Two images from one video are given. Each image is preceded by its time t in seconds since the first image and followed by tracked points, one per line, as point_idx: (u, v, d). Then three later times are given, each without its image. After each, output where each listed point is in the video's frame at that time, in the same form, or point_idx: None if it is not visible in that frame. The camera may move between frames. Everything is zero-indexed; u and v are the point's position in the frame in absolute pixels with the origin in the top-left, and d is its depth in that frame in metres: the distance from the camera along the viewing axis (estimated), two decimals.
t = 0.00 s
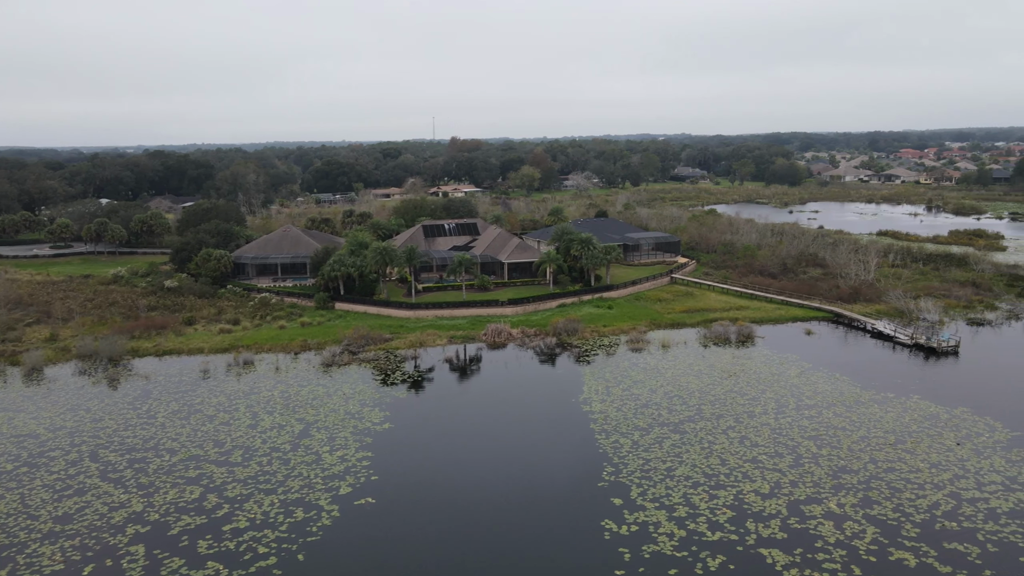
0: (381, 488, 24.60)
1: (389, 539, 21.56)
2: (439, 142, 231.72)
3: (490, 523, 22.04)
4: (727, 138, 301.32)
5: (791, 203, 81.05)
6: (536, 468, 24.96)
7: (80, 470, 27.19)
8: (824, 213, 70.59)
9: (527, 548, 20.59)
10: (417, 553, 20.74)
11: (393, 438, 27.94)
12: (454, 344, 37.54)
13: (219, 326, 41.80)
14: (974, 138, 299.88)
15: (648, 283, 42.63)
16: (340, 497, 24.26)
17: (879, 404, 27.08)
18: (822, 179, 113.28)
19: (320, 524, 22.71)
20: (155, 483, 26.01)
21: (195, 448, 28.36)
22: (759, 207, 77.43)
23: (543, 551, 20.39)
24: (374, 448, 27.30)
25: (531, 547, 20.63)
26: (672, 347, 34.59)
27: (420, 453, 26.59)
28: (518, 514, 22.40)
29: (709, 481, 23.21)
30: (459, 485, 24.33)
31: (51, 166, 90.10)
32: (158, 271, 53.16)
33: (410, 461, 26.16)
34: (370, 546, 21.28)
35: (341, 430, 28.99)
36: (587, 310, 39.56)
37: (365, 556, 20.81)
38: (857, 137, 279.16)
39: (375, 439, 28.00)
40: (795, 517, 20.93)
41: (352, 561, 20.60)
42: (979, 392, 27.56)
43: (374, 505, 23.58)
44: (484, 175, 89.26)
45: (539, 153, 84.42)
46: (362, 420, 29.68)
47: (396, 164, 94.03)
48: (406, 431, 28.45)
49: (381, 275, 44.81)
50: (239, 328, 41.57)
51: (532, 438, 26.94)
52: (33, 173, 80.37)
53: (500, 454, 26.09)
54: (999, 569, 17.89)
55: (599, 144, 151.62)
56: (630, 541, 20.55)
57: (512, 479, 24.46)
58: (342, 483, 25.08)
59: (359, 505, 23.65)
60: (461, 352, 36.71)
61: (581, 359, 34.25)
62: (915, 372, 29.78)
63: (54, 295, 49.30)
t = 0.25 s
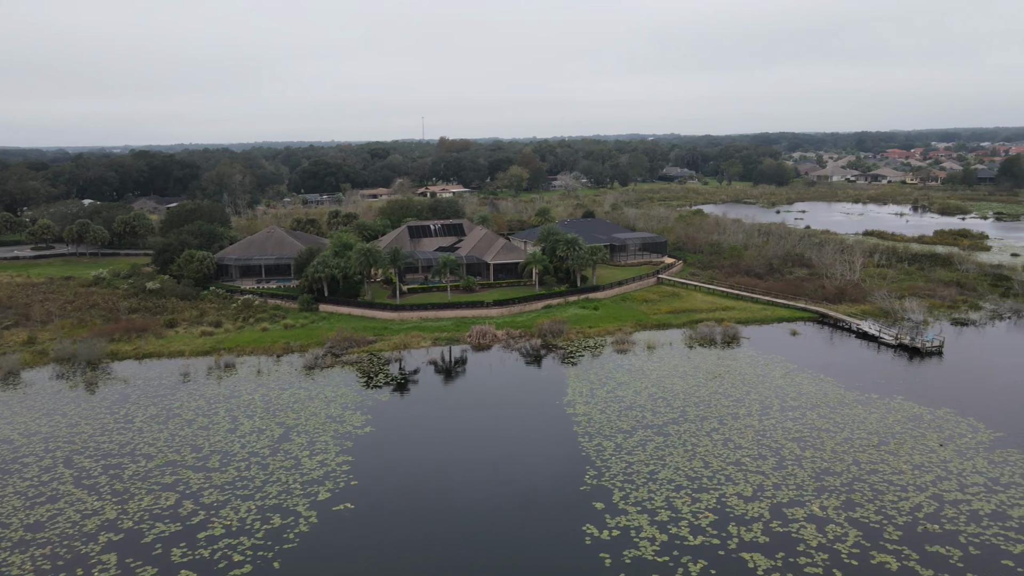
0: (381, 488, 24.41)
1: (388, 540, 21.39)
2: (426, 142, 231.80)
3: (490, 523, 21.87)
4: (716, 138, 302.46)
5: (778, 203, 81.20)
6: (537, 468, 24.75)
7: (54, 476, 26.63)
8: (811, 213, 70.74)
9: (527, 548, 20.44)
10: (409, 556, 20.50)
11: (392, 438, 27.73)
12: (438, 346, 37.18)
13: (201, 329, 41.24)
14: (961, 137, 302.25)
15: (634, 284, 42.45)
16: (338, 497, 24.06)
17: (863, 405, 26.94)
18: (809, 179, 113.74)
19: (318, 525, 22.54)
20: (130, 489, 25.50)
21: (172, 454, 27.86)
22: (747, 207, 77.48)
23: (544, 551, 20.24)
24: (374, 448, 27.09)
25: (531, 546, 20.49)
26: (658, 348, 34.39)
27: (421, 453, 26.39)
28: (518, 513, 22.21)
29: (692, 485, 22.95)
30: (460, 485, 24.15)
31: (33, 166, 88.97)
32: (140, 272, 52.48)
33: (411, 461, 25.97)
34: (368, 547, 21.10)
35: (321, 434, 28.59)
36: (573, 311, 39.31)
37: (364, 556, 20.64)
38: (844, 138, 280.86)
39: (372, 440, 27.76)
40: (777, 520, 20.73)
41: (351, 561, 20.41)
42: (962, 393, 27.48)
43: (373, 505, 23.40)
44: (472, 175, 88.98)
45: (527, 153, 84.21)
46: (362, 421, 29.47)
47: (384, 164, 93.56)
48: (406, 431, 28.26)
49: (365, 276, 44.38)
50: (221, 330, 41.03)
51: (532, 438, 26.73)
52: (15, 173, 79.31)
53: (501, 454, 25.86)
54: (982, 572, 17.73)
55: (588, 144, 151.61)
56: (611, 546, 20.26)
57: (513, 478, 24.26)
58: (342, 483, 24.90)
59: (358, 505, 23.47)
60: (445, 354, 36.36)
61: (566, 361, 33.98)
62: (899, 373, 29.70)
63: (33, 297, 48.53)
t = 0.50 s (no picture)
0: (380, 488, 24.25)
1: (386, 541, 21.22)
2: (416, 142, 231.19)
3: (489, 524, 21.69)
4: (705, 138, 303.61)
5: (766, 203, 81.36)
6: (537, 468, 24.56)
7: (26, 483, 26.05)
8: (798, 213, 70.89)
9: (526, 548, 20.26)
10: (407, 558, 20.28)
11: (391, 439, 27.55)
12: (423, 348, 36.81)
13: (182, 331, 40.66)
14: (944, 138, 305.92)
15: (620, 284, 42.25)
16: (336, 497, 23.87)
17: (847, 406, 26.83)
18: (797, 179, 114.16)
19: (317, 525, 22.37)
20: (104, 496, 24.97)
21: (149, 459, 27.36)
22: (735, 207, 77.58)
23: (533, 553, 20.04)
24: (372, 448, 26.94)
25: (521, 549, 20.27)
26: (643, 349, 34.18)
27: (420, 453, 26.22)
28: (510, 514, 22.01)
29: (675, 488, 22.71)
30: (460, 484, 23.99)
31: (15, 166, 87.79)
32: (122, 274, 51.76)
33: (410, 461, 25.79)
34: (367, 547, 20.96)
35: (301, 438, 28.17)
36: (558, 312, 39.05)
37: (363, 556, 20.52)
38: (832, 138, 282.57)
39: (363, 441, 27.53)
40: (760, 524, 20.52)
41: (349, 563, 20.24)
42: (946, 394, 27.37)
43: (371, 505, 23.24)
44: (460, 175, 88.67)
45: (515, 153, 83.96)
46: (360, 421, 29.31)
47: (372, 164, 93.05)
48: (405, 431, 28.08)
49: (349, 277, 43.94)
50: (202, 332, 40.48)
51: (525, 439, 26.52)
52: None
53: (501, 454, 25.64)
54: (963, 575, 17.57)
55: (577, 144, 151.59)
56: (591, 551, 19.95)
57: (513, 478, 24.06)
58: (341, 483, 24.75)
59: (357, 506, 23.31)
60: (429, 356, 36.00)
61: (550, 362, 33.71)
62: (884, 373, 29.63)
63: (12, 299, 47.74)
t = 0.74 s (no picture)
0: (380, 487, 24.07)
1: (380, 541, 21.02)
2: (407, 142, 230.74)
3: (489, 524, 21.51)
4: (696, 138, 304.52)
5: (757, 203, 81.47)
6: (533, 468, 24.39)
7: (5, 488, 25.60)
8: (788, 213, 71.00)
9: (511, 551, 20.04)
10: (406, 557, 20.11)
11: (392, 439, 27.39)
12: (410, 349, 36.54)
13: (168, 333, 40.23)
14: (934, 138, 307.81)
15: (609, 285, 42.10)
16: (336, 497, 23.70)
17: (834, 407, 26.72)
18: (787, 179, 114.50)
19: (317, 524, 22.22)
20: (84, 502, 24.56)
21: (130, 464, 26.98)
22: (726, 207, 77.65)
23: (518, 556, 19.81)
24: (373, 448, 26.77)
25: (505, 552, 20.04)
26: (631, 350, 34.01)
27: (421, 453, 26.04)
28: (500, 515, 21.86)
29: (661, 490, 22.52)
30: (462, 484, 23.82)
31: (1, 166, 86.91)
32: (108, 275, 51.22)
33: (411, 461, 25.61)
34: (367, 547, 20.78)
35: (285, 442, 27.84)
36: (547, 313, 38.85)
37: (363, 556, 20.36)
38: (822, 138, 283.96)
39: (352, 444, 27.27)
40: (746, 526, 20.35)
41: (348, 562, 20.07)
42: (934, 394, 27.30)
43: (372, 504, 23.09)
44: (451, 175, 88.42)
45: (506, 154, 83.78)
46: (359, 421, 29.13)
47: (362, 165, 92.67)
48: (406, 431, 27.90)
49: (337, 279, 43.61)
50: (188, 335, 40.07)
51: (518, 439, 26.40)
52: None
53: (494, 454, 25.50)
54: None
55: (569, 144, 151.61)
56: (577, 555, 19.71)
57: (509, 479, 23.88)
58: (341, 482, 24.58)
59: (357, 505, 23.14)
60: (417, 357, 35.73)
61: (539, 364, 33.50)
62: (872, 373, 29.58)
63: None
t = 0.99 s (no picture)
0: (379, 487, 23.91)
1: (372, 543, 20.81)
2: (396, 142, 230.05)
3: (481, 523, 21.43)
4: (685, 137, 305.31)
5: (744, 203, 81.61)
6: (526, 468, 24.26)
7: None
8: (774, 213, 71.11)
9: (490, 557, 19.74)
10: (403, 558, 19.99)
11: (391, 439, 27.20)
12: (393, 351, 36.16)
13: (148, 336, 39.63)
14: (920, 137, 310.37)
15: (595, 285, 41.87)
16: (334, 497, 23.53)
17: (818, 408, 26.59)
18: (775, 179, 114.86)
19: (317, 524, 22.09)
20: (55, 509, 24.02)
21: (105, 470, 26.45)
22: (713, 207, 77.68)
23: (498, 561, 19.50)
24: (373, 448, 26.58)
25: (484, 557, 19.74)
26: (616, 351, 33.79)
27: (420, 453, 25.86)
28: (487, 517, 21.72)
29: (643, 494, 22.26)
30: (463, 484, 23.66)
31: None
32: (88, 277, 50.45)
33: (411, 461, 25.43)
34: (366, 547, 20.67)
35: (264, 446, 27.43)
36: (532, 314, 38.59)
37: (362, 556, 20.24)
38: (810, 138, 285.31)
39: (334, 447, 26.89)
40: (727, 530, 20.12)
41: (347, 564, 19.92)
42: (917, 394, 27.22)
43: (371, 505, 22.93)
44: (438, 176, 88.00)
45: (494, 154, 83.50)
46: (357, 421, 28.92)
47: (349, 165, 92.10)
48: (405, 431, 27.72)
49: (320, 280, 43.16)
50: (168, 337, 39.51)
51: (512, 440, 26.27)
52: None
53: (489, 454, 25.38)
54: None
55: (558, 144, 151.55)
56: (556, 561, 19.38)
57: (504, 479, 23.77)
58: (340, 482, 24.40)
59: (357, 505, 22.99)
60: (400, 360, 35.35)
61: (523, 365, 33.21)
62: (856, 373, 29.52)
63: None
